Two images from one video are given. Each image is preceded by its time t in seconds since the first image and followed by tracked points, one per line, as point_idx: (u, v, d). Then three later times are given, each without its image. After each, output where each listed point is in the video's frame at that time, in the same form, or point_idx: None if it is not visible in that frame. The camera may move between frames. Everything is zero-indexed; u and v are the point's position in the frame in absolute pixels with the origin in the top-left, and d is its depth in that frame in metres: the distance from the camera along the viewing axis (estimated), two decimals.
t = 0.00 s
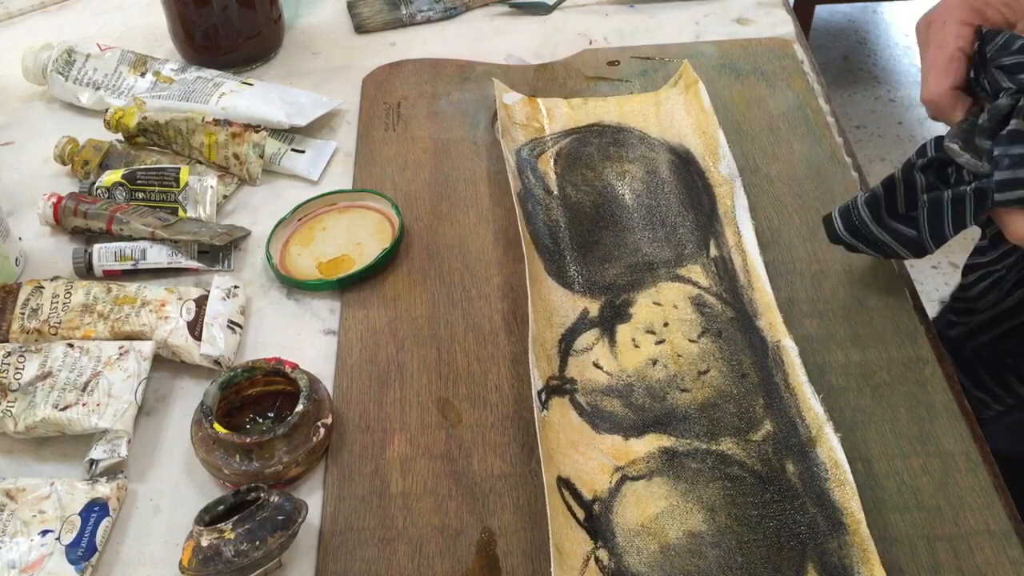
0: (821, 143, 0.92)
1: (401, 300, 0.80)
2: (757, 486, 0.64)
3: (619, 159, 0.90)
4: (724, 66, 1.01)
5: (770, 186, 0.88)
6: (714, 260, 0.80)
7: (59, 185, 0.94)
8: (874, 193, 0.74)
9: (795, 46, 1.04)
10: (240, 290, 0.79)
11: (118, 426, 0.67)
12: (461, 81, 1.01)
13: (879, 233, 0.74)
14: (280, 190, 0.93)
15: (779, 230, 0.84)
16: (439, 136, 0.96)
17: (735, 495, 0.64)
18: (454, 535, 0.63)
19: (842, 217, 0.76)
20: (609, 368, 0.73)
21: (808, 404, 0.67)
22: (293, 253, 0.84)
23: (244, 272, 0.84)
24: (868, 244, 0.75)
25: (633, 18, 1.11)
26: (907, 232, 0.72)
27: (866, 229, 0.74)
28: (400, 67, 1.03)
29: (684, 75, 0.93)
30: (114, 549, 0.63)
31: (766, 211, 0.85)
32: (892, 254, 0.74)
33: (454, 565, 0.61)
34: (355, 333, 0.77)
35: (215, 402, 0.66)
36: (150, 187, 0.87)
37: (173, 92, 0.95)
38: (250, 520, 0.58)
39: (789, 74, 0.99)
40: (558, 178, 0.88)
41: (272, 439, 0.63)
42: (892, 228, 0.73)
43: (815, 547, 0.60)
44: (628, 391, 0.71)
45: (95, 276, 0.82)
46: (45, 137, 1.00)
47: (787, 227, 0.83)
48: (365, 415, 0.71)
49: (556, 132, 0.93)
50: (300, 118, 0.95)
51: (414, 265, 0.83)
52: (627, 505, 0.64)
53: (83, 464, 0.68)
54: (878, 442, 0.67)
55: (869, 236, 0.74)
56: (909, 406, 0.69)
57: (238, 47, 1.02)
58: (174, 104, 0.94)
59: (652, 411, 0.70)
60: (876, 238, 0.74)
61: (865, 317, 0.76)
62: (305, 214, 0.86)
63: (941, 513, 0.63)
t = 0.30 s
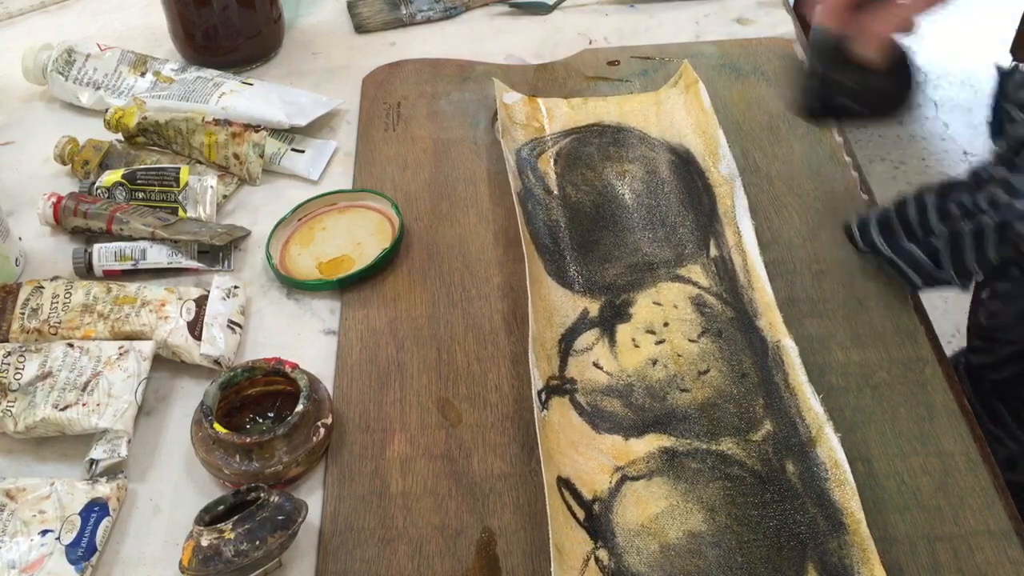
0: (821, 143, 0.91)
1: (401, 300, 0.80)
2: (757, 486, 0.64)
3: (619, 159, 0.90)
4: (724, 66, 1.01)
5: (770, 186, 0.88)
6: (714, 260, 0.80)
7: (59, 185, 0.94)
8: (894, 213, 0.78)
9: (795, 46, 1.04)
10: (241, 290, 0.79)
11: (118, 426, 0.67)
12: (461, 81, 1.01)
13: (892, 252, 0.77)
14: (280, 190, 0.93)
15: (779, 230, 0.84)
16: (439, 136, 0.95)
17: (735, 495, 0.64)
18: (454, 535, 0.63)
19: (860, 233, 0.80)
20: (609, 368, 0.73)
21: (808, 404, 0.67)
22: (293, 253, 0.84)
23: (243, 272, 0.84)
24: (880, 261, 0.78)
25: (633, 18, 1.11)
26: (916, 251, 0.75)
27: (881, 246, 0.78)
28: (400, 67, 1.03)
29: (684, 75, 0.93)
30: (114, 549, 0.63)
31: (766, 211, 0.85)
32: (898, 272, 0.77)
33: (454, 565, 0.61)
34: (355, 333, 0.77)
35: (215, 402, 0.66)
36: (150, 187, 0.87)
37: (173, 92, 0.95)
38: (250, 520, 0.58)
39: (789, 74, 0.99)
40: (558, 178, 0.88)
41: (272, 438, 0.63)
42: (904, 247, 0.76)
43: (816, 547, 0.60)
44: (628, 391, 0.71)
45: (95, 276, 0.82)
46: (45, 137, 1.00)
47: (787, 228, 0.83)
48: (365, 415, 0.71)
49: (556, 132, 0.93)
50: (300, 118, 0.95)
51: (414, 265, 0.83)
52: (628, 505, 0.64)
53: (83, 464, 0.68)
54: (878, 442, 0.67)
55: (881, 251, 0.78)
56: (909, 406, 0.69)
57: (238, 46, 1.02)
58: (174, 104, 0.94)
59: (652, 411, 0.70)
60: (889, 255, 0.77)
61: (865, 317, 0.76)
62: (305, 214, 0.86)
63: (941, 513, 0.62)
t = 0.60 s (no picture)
0: (821, 143, 0.92)
1: (401, 299, 0.80)
2: (757, 487, 0.64)
3: (619, 160, 0.90)
4: (724, 66, 1.01)
5: (770, 186, 0.88)
6: (714, 260, 0.80)
7: (59, 185, 0.94)
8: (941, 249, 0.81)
9: (795, 46, 1.04)
10: (240, 290, 0.79)
11: (118, 426, 0.67)
12: (461, 81, 1.01)
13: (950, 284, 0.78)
14: (280, 190, 0.93)
15: (779, 230, 0.84)
16: (439, 136, 0.96)
17: (735, 495, 0.64)
18: (454, 535, 0.63)
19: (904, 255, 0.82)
20: (609, 368, 0.73)
21: (808, 404, 0.67)
22: (293, 253, 0.84)
23: (243, 272, 0.84)
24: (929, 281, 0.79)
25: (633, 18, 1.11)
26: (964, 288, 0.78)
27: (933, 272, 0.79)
28: (400, 66, 1.03)
29: (684, 75, 0.93)
30: (114, 549, 0.63)
31: (766, 211, 0.85)
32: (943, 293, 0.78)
33: (454, 565, 0.61)
34: (355, 333, 0.77)
35: (215, 402, 0.66)
36: (150, 187, 0.87)
37: (173, 92, 0.95)
38: (250, 520, 0.58)
39: (789, 74, 0.99)
40: (558, 178, 0.89)
41: (272, 438, 0.63)
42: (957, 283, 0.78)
43: (815, 547, 0.60)
44: (628, 391, 0.71)
45: (95, 276, 0.82)
46: (45, 137, 1.00)
47: (787, 228, 0.83)
48: (365, 415, 0.71)
49: (556, 132, 0.93)
50: (300, 118, 0.95)
51: (414, 265, 0.83)
52: (628, 506, 0.64)
53: (83, 464, 0.68)
54: (878, 442, 0.67)
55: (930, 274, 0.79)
56: (909, 406, 0.69)
57: (238, 47, 1.02)
58: (174, 105, 0.94)
59: (652, 411, 0.70)
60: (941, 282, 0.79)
61: (865, 316, 0.76)
62: (305, 214, 0.86)
63: (941, 513, 0.63)
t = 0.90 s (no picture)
0: (821, 143, 0.91)
1: (400, 299, 0.80)
2: (757, 487, 0.64)
3: (619, 160, 0.90)
4: (724, 66, 1.01)
5: (770, 185, 0.88)
6: (714, 260, 0.80)
7: (59, 185, 0.94)
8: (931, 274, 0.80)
9: (795, 46, 1.04)
10: (240, 290, 0.79)
11: (118, 426, 0.67)
12: (461, 81, 1.01)
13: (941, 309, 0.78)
14: (280, 190, 0.93)
15: (779, 229, 0.84)
16: (439, 136, 0.96)
17: (735, 495, 0.64)
18: (454, 535, 0.63)
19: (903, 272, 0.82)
20: (609, 368, 0.73)
21: (808, 404, 0.67)
22: (293, 253, 0.84)
23: (243, 272, 0.84)
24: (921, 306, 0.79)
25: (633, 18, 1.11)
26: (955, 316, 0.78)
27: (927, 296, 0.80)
28: (400, 67, 1.03)
29: (684, 75, 0.93)
30: (114, 549, 0.63)
31: (766, 211, 0.85)
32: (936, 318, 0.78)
33: (454, 565, 0.61)
34: (355, 333, 0.77)
35: (215, 402, 0.66)
36: (150, 187, 0.87)
37: (173, 92, 0.95)
38: (250, 520, 0.58)
39: (789, 74, 0.99)
40: (558, 177, 0.89)
41: (272, 438, 0.63)
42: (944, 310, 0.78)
43: (815, 547, 0.60)
44: (628, 390, 0.71)
45: (95, 276, 0.82)
46: (45, 137, 1.00)
47: (787, 227, 0.83)
48: (365, 415, 0.71)
49: (556, 132, 0.93)
50: (300, 118, 0.95)
51: (414, 265, 0.83)
52: (628, 506, 0.64)
53: (83, 464, 0.68)
54: (878, 442, 0.67)
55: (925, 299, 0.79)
56: (908, 405, 0.69)
57: (238, 46, 1.02)
58: (174, 104, 0.94)
59: (652, 411, 0.70)
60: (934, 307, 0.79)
61: (865, 316, 0.76)
62: (305, 214, 0.86)
63: (941, 513, 0.62)
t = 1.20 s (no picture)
0: (821, 144, 0.91)
1: (400, 299, 0.80)
2: (757, 486, 0.64)
3: (619, 160, 0.90)
4: (724, 66, 1.01)
5: (770, 185, 0.88)
6: (713, 261, 0.80)
7: (59, 185, 0.94)
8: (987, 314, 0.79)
9: (795, 46, 1.04)
10: (240, 290, 0.79)
11: (118, 426, 0.67)
12: (460, 81, 1.01)
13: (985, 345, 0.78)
14: (280, 190, 0.93)
15: (779, 229, 0.84)
16: (439, 136, 0.95)
17: (735, 495, 0.64)
18: (454, 535, 0.63)
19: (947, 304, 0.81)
20: (609, 368, 0.73)
21: (808, 405, 0.67)
22: (293, 253, 0.84)
23: (243, 272, 0.84)
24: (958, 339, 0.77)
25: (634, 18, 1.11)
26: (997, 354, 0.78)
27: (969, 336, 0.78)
28: (400, 67, 1.03)
29: (684, 75, 0.93)
30: (114, 549, 0.63)
31: (766, 211, 0.85)
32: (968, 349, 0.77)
33: (454, 565, 0.61)
34: (355, 333, 0.77)
35: (215, 402, 0.66)
36: (150, 187, 0.87)
37: (173, 92, 0.96)
38: (250, 520, 0.58)
39: (789, 74, 0.99)
40: (558, 177, 0.89)
41: (272, 438, 0.63)
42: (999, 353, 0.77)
43: (815, 547, 0.60)
44: (628, 390, 0.71)
45: (95, 276, 0.82)
46: (44, 137, 1.00)
47: (787, 227, 0.83)
48: (365, 415, 0.71)
49: (556, 132, 0.93)
50: (300, 118, 0.95)
51: (414, 264, 0.83)
52: (628, 506, 0.64)
53: (83, 464, 0.68)
54: (878, 442, 0.67)
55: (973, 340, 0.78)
56: (909, 405, 0.69)
57: (238, 47, 1.02)
58: (174, 104, 0.94)
59: (652, 411, 0.70)
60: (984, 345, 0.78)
61: (865, 316, 0.76)
62: (305, 214, 0.86)
63: (941, 513, 0.62)
